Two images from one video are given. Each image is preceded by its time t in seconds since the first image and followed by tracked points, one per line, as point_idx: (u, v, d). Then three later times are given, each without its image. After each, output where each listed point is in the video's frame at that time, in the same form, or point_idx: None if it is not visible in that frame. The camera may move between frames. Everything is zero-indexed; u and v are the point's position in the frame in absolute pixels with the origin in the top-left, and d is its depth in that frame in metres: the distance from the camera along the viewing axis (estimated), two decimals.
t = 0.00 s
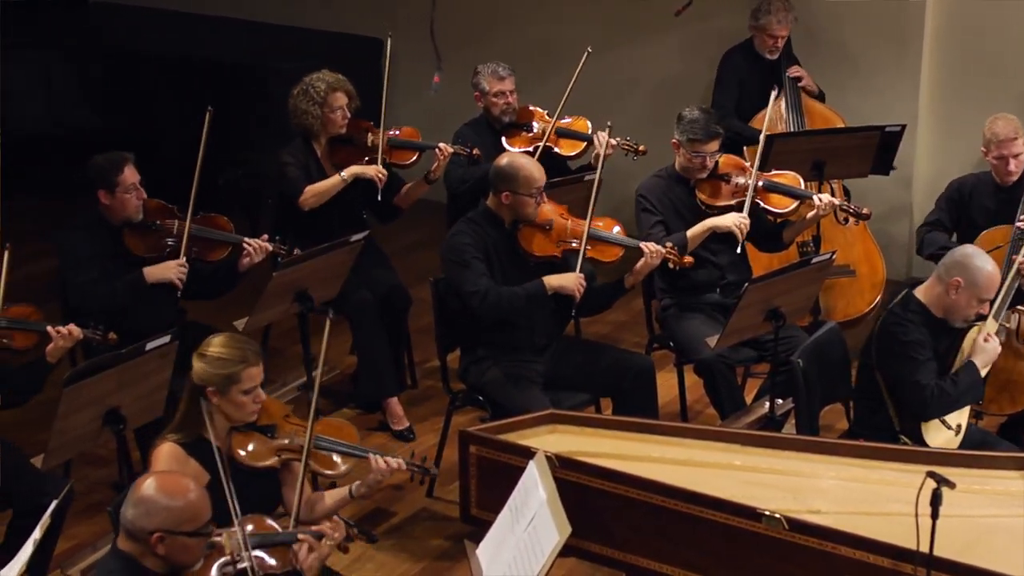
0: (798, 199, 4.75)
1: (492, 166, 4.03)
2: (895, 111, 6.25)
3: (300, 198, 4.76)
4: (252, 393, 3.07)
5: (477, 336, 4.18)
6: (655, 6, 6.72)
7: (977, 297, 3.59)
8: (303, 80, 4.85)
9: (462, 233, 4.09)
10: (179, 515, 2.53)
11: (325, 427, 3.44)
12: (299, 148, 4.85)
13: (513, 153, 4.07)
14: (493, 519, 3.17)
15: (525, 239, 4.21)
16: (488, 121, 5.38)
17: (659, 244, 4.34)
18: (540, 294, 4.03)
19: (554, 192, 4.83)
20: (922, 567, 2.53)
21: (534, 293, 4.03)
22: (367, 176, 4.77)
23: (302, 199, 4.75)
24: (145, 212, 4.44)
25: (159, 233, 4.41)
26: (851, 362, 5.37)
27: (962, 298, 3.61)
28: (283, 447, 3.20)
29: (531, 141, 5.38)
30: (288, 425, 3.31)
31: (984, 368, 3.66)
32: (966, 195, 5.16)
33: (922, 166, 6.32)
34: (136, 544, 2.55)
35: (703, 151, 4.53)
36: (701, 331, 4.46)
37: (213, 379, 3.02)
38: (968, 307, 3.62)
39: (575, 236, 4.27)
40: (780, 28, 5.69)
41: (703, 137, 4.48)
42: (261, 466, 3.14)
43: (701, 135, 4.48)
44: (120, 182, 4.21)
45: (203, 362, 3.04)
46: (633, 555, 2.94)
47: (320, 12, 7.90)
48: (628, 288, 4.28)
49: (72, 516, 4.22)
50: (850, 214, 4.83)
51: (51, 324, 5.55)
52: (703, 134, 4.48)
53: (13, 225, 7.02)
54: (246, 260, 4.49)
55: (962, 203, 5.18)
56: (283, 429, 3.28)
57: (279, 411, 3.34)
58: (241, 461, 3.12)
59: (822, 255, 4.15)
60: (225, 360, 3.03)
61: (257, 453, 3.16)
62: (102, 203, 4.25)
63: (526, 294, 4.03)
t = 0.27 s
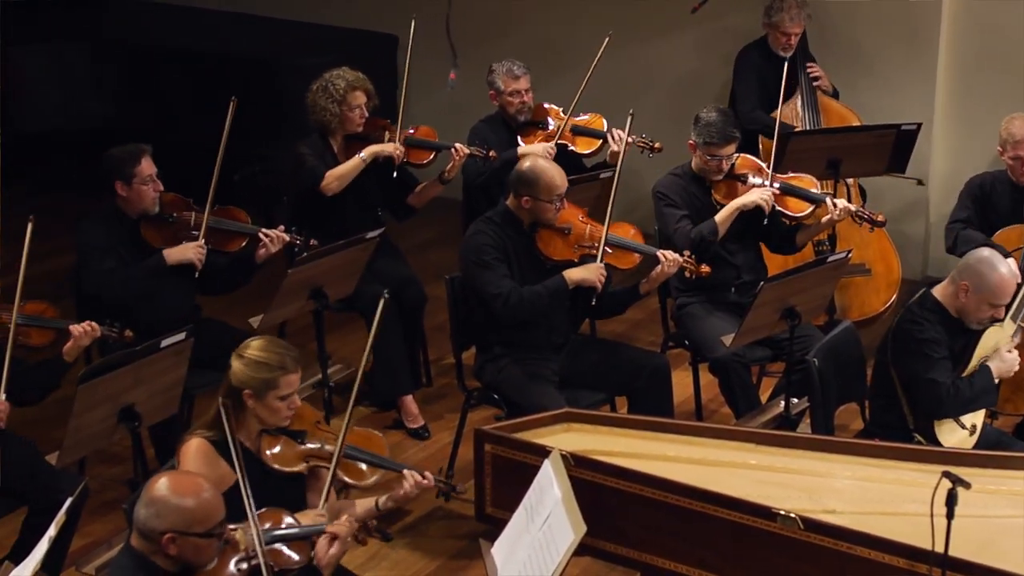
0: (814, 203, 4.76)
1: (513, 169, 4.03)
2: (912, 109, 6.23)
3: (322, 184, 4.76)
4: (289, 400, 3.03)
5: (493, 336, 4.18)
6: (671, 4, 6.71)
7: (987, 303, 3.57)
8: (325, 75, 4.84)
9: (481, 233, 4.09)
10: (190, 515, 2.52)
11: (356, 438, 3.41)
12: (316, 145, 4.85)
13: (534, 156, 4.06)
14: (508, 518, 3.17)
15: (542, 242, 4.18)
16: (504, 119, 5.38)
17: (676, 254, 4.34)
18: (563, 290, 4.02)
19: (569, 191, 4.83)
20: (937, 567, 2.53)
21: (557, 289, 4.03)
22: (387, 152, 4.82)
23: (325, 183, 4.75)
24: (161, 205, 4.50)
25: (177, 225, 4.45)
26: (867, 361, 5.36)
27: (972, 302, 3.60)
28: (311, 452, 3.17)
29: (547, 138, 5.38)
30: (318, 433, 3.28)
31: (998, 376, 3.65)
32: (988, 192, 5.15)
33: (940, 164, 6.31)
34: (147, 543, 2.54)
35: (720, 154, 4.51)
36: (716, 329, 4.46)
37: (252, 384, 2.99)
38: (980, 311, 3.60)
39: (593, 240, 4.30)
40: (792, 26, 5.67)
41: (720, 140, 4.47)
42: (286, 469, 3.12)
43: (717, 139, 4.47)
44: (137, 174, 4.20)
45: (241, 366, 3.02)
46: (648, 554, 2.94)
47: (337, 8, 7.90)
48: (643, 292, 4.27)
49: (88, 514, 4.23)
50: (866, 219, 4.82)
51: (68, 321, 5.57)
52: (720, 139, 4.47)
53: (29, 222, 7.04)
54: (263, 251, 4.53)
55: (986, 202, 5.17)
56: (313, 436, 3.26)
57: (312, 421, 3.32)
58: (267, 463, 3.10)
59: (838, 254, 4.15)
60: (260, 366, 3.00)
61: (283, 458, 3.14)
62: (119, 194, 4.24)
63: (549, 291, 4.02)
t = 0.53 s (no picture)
0: (830, 194, 4.77)
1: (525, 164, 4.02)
2: (928, 107, 6.22)
3: (330, 187, 4.77)
4: (318, 388, 3.08)
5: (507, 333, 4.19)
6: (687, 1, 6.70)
7: (998, 304, 3.58)
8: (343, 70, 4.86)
9: (493, 230, 4.09)
10: (209, 504, 2.52)
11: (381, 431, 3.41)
12: (333, 141, 4.86)
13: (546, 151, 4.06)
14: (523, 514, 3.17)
15: (554, 239, 4.16)
16: (519, 116, 5.38)
17: (688, 251, 4.33)
18: (572, 297, 4.03)
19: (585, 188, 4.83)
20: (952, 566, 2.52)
21: (565, 296, 4.03)
22: (402, 166, 4.80)
23: (332, 187, 4.76)
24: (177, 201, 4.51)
25: (192, 219, 4.47)
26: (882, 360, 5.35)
27: (985, 302, 3.61)
28: (337, 445, 3.16)
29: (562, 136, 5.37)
30: (343, 423, 3.27)
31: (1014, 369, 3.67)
32: (997, 195, 5.14)
33: (956, 163, 6.29)
34: (167, 534, 2.54)
35: (736, 142, 4.52)
36: (731, 327, 4.45)
37: (283, 369, 3.03)
38: (992, 311, 3.62)
39: (606, 238, 4.23)
40: (814, 25, 5.66)
41: (735, 127, 4.47)
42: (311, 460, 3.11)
43: (733, 126, 4.47)
44: (152, 167, 4.21)
45: (273, 352, 3.05)
46: (663, 551, 2.93)
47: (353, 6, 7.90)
48: (655, 290, 4.25)
49: (103, 509, 4.23)
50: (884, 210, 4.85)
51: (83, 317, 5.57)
52: (734, 125, 4.47)
53: (45, 219, 7.05)
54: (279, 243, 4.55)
55: (994, 204, 5.17)
56: (338, 426, 3.25)
57: (337, 410, 3.30)
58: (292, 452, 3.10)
59: (853, 251, 4.14)
60: (291, 352, 3.04)
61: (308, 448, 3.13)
62: (134, 187, 4.25)
63: (558, 298, 4.03)
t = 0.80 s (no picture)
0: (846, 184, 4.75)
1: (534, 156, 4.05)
2: (946, 103, 6.20)
3: (353, 172, 4.76)
4: (337, 368, 3.07)
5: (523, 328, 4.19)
6: None
7: None
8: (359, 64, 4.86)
9: (504, 222, 4.11)
10: (229, 491, 2.53)
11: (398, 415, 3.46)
12: (349, 134, 4.87)
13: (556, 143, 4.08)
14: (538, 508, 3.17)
15: (565, 230, 4.17)
16: (536, 110, 5.38)
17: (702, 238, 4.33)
18: (584, 278, 4.01)
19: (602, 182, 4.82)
20: (967, 562, 2.52)
21: (579, 277, 4.01)
22: (420, 145, 4.81)
23: (355, 172, 4.75)
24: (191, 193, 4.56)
25: (207, 212, 4.50)
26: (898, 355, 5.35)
27: (1017, 295, 3.57)
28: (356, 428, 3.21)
29: (579, 130, 5.37)
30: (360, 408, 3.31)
31: None
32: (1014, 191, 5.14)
33: (974, 158, 6.28)
34: (188, 523, 2.55)
35: (747, 131, 4.51)
36: (747, 321, 4.45)
37: (302, 349, 3.03)
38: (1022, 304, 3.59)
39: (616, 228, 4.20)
40: (828, 19, 5.66)
41: (744, 116, 4.46)
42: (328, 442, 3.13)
43: (743, 115, 4.46)
44: (167, 162, 4.21)
45: (292, 333, 3.05)
46: (677, 546, 2.93)
47: None
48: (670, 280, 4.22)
49: (118, 501, 4.24)
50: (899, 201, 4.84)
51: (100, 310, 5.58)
52: (744, 114, 4.46)
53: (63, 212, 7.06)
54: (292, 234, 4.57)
55: (1012, 200, 5.16)
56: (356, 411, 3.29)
57: (354, 394, 3.35)
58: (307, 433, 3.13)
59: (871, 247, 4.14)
60: (308, 331, 3.04)
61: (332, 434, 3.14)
62: (149, 180, 4.26)
63: (572, 278, 4.01)
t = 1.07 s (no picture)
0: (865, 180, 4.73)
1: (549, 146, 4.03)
2: (964, 95, 6.19)
3: (366, 170, 4.77)
4: (339, 346, 3.12)
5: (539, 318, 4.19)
6: None
7: None
8: (376, 57, 4.87)
9: (522, 211, 4.11)
10: (259, 475, 2.54)
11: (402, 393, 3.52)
12: (364, 125, 4.87)
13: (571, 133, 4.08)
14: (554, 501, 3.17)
15: (581, 220, 4.18)
16: (553, 102, 5.38)
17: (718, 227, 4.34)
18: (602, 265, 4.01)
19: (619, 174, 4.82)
20: (984, 557, 2.52)
21: (596, 263, 4.01)
22: (435, 149, 4.80)
23: (367, 170, 4.76)
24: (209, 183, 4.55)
25: (224, 203, 4.49)
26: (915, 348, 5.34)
27: None
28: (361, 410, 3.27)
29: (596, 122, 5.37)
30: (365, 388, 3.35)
31: None
32: None
33: (991, 151, 6.26)
34: (220, 509, 2.56)
35: (767, 121, 4.52)
36: (764, 315, 4.45)
37: (304, 327, 3.09)
38: None
39: (633, 217, 4.27)
40: (846, 10, 5.68)
41: (764, 107, 4.48)
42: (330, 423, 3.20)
43: (764, 106, 4.48)
44: (183, 153, 4.23)
45: (295, 311, 3.12)
46: (694, 538, 2.93)
47: None
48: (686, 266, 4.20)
49: (137, 491, 4.25)
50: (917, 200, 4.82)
51: (119, 300, 5.60)
52: (764, 105, 4.48)
53: (81, 202, 7.07)
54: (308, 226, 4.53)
55: None
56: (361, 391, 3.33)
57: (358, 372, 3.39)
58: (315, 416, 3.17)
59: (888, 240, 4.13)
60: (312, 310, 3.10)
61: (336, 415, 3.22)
62: (166, 172, 4.27)
63: (588, 264, 4.01)
